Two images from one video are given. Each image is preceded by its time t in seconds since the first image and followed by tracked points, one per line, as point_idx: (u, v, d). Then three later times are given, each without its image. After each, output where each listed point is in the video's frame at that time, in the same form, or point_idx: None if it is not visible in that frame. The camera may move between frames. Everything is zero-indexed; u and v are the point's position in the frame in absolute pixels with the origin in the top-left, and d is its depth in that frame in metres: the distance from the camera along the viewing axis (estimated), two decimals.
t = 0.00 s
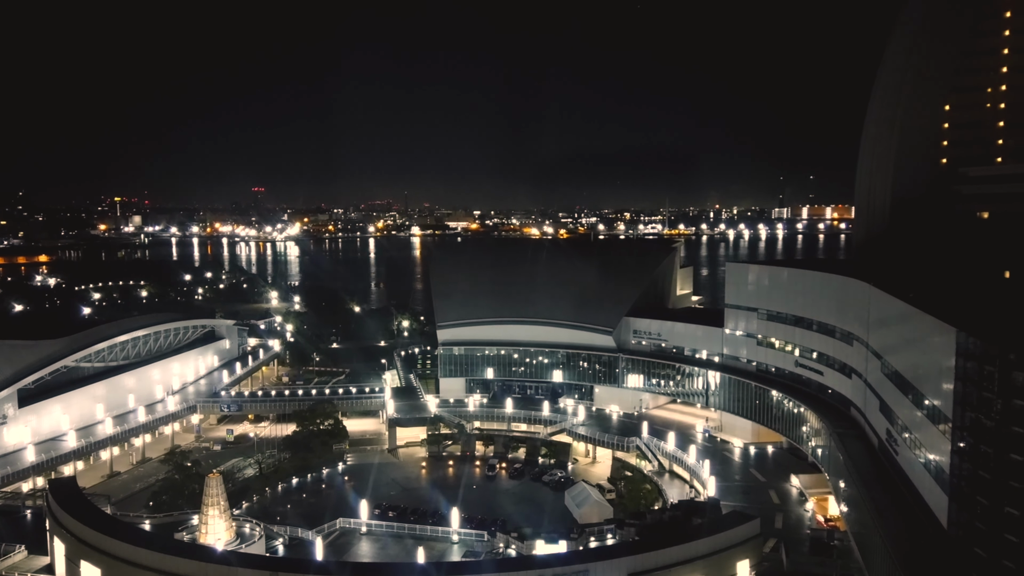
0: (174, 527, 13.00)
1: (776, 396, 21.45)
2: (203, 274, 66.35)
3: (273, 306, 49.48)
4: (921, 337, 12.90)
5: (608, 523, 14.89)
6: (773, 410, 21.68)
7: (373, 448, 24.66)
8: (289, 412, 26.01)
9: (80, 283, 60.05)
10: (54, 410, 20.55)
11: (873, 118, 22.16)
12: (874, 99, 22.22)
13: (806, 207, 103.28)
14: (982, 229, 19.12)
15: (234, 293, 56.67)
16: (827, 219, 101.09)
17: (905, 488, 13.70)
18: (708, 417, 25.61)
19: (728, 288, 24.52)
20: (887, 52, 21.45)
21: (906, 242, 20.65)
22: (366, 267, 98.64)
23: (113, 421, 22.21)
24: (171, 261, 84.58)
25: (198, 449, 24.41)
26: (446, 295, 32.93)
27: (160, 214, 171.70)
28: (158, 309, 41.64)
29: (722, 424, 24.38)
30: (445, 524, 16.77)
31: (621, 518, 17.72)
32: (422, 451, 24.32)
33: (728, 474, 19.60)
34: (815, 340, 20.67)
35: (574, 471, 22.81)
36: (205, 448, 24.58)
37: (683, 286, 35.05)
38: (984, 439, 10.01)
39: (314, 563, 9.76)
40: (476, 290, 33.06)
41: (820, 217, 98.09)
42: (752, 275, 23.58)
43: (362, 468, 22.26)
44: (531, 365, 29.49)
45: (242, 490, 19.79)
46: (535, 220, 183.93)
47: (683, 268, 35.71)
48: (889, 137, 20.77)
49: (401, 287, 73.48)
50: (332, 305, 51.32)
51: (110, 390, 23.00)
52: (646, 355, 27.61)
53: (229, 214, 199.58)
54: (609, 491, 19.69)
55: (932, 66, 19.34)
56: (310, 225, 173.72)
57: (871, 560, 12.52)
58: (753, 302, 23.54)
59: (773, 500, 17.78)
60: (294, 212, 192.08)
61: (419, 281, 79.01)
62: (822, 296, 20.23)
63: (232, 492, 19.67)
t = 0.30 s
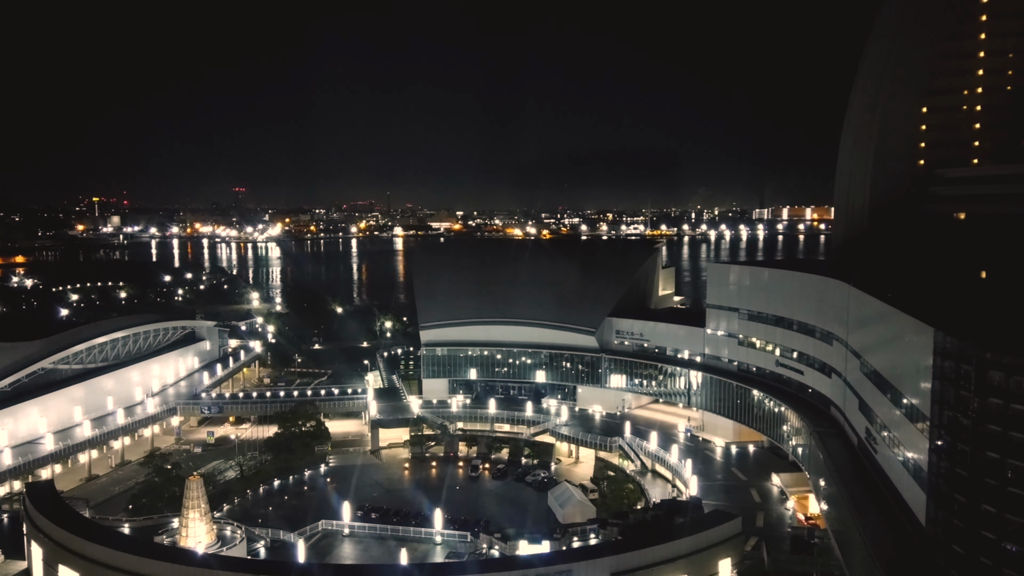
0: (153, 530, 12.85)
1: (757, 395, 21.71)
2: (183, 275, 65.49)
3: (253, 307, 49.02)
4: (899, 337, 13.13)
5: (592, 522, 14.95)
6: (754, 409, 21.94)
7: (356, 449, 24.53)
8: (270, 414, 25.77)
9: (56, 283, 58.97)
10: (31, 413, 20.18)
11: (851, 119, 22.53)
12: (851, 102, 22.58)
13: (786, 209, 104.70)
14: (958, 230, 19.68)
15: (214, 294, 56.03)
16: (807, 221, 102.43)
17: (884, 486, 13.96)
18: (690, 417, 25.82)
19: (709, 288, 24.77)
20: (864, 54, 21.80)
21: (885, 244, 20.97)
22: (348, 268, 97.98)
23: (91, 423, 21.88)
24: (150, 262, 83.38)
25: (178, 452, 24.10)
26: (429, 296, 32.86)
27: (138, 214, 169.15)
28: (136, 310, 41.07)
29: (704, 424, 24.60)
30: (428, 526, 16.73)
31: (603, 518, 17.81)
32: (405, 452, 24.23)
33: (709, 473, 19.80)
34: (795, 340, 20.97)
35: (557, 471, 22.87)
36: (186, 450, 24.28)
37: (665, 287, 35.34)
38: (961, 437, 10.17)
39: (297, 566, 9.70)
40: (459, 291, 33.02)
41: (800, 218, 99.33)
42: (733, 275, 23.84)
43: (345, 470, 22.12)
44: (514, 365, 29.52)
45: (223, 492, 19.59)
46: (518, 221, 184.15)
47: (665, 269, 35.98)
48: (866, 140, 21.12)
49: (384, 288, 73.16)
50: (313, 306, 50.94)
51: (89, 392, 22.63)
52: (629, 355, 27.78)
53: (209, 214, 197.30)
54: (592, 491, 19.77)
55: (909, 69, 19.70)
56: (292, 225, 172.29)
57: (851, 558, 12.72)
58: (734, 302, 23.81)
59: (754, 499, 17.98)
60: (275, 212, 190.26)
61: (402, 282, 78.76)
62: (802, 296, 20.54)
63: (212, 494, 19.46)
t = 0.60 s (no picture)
0: (132, 534, 12.72)
1: (739, 395, 21.95)
2: (162, 276, 64.68)
3: (234, 309, 48.52)
4: (878, 336, 13.37)
5: (574, 522, 15.02)
6: (735, 408, 22.18)
7: (338, 450, 24.37)
8: (251, 416, 25.52)
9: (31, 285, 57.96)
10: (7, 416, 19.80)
11: (829, 122, 22.89)
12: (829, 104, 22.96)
13: (766, 210, 106.02)
14: (936, 230, 20.19)
15: (194, 295, 55.43)
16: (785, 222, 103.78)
17: (862, 484, 14.20)
18: (672, 417, 26.03)
19: (691, 288, 25.02)
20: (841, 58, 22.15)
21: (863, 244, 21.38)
22: (329, 269, 97.34)
23: (69, 426, 21.51)
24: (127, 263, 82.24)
25: (157, 454, 23.77)
26: (411, 296, 32.77)
27: (115, 213, 166.61)
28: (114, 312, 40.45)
29: (685, 424, 24.83)
30: (411, 527, 16.69)
31: (586, 517, 17.92)
32: (387, 454, 24.14)
33: (691, 473, 19.99)
34: (776, 339, 21.26)
35: (540, 471, 22.91)
36: (165, 453, 23.97)
37: (646, 288, 35.59)
38: (938, 435, 10.35)
39: (278, 568, 9.65)
40: (442, 292, 32.96)
41: (780, 219, 100.57)
42: (714, 276, 24.09)
43: (327, 472, 21.98)
44: (497, 366, 29.55)
45: (203, 495, 19.37)
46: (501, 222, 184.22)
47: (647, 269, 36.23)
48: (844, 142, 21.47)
49: (366, 289, 72.80)
50: (295, 306, 50.58)
51: (66, 395, 22.21)
52: (611, 355, 27.94)
53: (189, 214, 194.53)
54: (574, 491, 19.86)
55: (886, 72, 20.05)
56: (272, 226, 170.63)
57: (831, 556, 12.89)
58: (715, 302, 24.07)
59: (735, 498, 18.17)
60: (255, 212, 188.37)
61: (384, 283, 78.45)
62: (782, 297, 20.83)
63: (192, 497, 19.25)
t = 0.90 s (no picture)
0: (110, 539, 12.57)
1: (720, 395, 22.19)
2: (141, 276, 63.75)
3: (214, 310, 47.93)
4: (857, 336, 13.62)
5: (557, 523, 15.08)
6: (717, 408, 22.41)
7: (320, 452, 24.22)
8: (232, 418, 25.25)
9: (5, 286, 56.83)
10: None
11: (808, 124, 23.20)
12: (809, 106, 23.25)
13: (746, 211, 107.00)
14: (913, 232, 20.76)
15: (174, 296, 54.75)
16: (765, 223, 104.96)
17: (842, 483, 14.46)
18: (654, 417, 26.24)
19: (673, 288, 25.22)
20: (820, 61, 22.46)
21: (842, 246, 21.75)
22: (311, 270, 96.63)
23: (46, 429, 21.12)
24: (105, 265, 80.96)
25: (137, 457, 23.43)
26: (393, 297, 32.66)
27: (92, 214, 163.93)
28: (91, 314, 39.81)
29: (668, 424, 25.05)
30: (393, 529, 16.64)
31: (568, 518, 18.00)
32: (370, 455, 24.05)
33: (673, 473, 20.18)
34: (756, 340, 21.54)
35: (522, 472, 22.96)
36: (144, 456, 23.63)
37: (628, 288, 35.80)
38: (915, 434, 10.59)
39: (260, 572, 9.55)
40: (425, 292, 32.88)
41: (760, 220, 101.74)
42: (695, 276, 24.31)
43: (309, 474, 21.83)
44: (480, 367, 29.56)
45: (184, 498, 19.17)
46: (486, 223, 184.11)
47: (629, 270, 36.43)
48: (823, 145, 21.82)
49: (349, 290, 72.42)
50: (277, 307, 50.15)
51: (43, 398, 21.71)
52: (594, 356, 28.08)
53: (168, 215, 192.07)
54: (557, 491, 19.96)
55: (863, 75, 20.32)
56: (253, 227, 168.93)
57: (812, 555, 13.11)
58: (697, 302, 24.30)
59: (717, 497, 18.37)
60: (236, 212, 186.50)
61: (367, 284, 78.06)
62: (763, 297, 21.11)
63: (172, 500, 19.04)
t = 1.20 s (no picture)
0: (88, 543, 12.40)
1: (702, 394, 22.38)
2: (119, 277, 62.79)
3: (195, 311, 47.37)
4: (836, 336, 13.85)
5: (540, 523, 15.13)
6: (699, 408, 22.61)
7: (301, 454, 24.04)
8: (212, 420, 24.97)
9: None
10: None
11: (788, 126, 23.54)
12: (789, 108, 23.59)
13: (727, 213, 108.04)
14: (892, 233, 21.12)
15: (153, 297, 53.98)
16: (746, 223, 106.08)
17: (823, 481, 14.67)
18: (637, 417, 26.40)
19: (655, 289, 25.41)
20: (799, 64, 22.83)
21: (822, 247, 22.04)
22: (293, 270, 95.81)
23: (22, 432, 20.71)
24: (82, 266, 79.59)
25: (116, 460, 23.08)
26: (376, 297, 32.52)
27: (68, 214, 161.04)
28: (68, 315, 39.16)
29: (650, 424, 25.22)
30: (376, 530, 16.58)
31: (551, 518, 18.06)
32: (352, 457, 23.93)
33: (656, 472, 20.34)
34: (737, 340, 21.79)
35: (506, 472, 22.97)
36: (124, 459, 23.29)
37: (610, 289, 36.01)
38: (895, 433, 10.78)
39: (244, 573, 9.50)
40: (408, 293, 32.79)
41: (741, 221, 102.72)
42: (677, 277, 24.53)
43: (291, 476, 21.66)
44: (463, 368, 29.55)
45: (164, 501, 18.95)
46: (469, 224, 183.85)
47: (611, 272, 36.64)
48: (803, 147, 22.14)
49: (332, 291, 71.93)
50: (258, 308, 49.68)
51: (20, 401, 21.30)
52: (577, 356, 28.20)
53: (146, 214, 189.26)
54: (541, 491, 20.01)
55: (843, 77, 20.68)
56: (234, 227, 167.11)
57: (793, 553, 13.27)
58: (679, 302, 24.53)
59: (700, 497, 18.52)
60: (216, 212, 184.35)
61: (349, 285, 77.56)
62: (744, 297, 21.36)
63: (152, 504, 18.80)
